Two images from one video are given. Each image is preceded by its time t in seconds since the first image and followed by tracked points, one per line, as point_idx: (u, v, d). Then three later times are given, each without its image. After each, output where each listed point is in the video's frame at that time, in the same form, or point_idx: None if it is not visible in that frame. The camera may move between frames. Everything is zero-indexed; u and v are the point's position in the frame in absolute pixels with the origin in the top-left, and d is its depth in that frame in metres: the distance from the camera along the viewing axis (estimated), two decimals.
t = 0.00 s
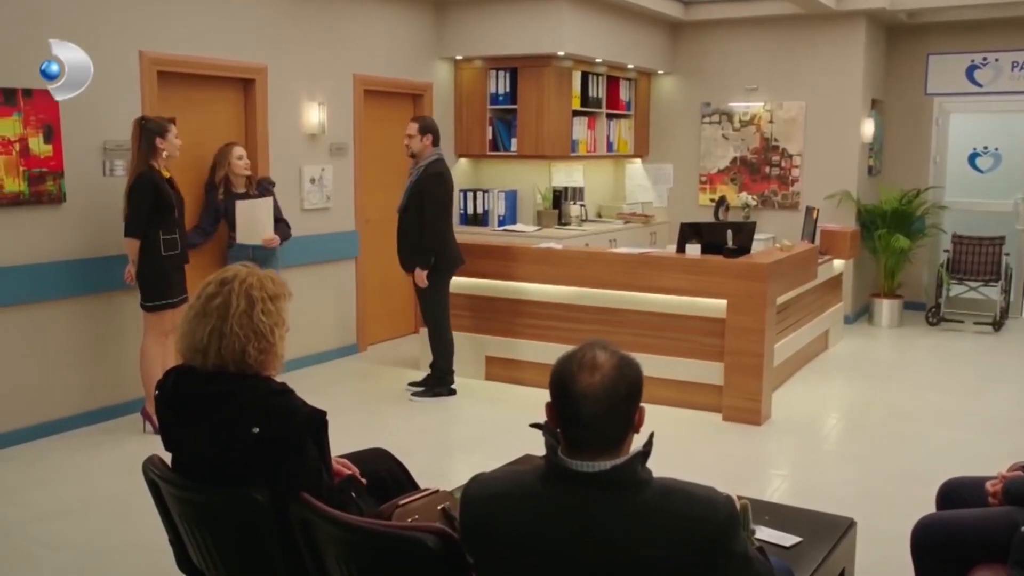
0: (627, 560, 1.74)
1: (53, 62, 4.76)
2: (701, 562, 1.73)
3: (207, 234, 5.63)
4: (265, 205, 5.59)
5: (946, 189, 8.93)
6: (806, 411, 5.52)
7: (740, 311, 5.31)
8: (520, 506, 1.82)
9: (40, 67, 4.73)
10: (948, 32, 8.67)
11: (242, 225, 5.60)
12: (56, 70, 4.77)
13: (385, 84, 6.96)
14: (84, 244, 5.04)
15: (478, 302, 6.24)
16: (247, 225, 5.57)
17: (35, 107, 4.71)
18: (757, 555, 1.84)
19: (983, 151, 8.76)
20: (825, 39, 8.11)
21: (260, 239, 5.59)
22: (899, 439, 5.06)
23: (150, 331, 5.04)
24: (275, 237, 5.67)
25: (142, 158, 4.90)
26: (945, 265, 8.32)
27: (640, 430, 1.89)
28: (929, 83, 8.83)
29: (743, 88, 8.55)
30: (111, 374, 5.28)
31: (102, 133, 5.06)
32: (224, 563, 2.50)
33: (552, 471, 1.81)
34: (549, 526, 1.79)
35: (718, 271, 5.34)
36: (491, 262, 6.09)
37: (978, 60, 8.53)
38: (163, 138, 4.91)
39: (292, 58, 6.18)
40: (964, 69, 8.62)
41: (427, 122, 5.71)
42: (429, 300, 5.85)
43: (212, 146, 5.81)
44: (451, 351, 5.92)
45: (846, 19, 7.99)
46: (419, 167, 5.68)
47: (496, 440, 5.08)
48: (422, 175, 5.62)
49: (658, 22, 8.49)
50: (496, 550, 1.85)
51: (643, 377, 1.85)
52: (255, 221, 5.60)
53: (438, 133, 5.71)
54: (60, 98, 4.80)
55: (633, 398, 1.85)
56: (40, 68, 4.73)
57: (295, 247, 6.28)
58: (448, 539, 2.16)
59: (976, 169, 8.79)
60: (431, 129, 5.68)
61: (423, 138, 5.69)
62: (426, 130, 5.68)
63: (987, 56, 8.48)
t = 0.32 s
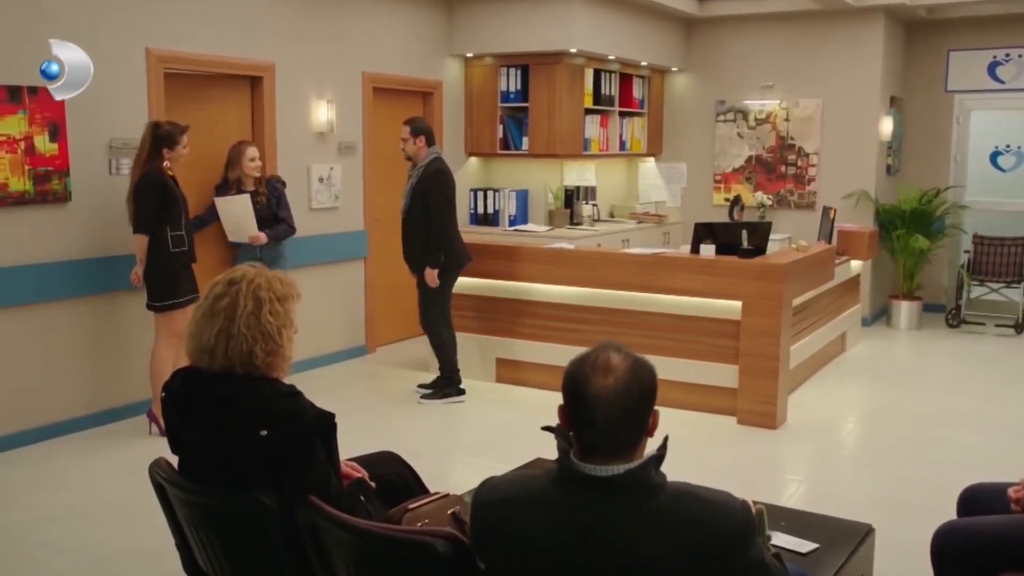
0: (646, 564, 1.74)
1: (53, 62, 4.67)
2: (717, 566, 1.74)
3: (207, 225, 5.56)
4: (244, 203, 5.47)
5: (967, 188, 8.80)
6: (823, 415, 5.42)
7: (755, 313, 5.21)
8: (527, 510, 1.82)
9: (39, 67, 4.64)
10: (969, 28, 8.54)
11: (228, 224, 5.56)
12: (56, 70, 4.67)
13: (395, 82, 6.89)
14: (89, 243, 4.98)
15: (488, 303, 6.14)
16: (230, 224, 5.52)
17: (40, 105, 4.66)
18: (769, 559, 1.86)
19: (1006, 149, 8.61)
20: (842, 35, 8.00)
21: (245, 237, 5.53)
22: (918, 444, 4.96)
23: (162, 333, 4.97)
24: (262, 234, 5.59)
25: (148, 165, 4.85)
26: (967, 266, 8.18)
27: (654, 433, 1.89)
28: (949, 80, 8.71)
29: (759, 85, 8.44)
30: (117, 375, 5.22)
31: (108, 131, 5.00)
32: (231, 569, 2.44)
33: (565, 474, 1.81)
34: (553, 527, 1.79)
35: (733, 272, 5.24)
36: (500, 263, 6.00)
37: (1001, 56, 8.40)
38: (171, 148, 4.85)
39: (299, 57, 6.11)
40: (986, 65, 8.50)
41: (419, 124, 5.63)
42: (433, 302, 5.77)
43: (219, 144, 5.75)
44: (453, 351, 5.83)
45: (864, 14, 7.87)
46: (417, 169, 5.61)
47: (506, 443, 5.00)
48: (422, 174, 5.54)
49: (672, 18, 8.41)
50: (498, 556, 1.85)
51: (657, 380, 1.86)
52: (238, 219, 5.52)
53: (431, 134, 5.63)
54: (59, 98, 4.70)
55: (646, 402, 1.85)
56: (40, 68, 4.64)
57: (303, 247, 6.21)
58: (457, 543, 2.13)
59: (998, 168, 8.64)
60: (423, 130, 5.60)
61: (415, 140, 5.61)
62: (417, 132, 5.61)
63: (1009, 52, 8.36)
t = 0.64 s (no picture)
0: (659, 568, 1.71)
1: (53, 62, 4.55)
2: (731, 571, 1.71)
3: (207, 220, 5.47)
4: (251, 201, 5.42)
5: (988, 188, 8.67)
6: (840, 419, 5.31)
7: (771, 314, 5.11)
8: (540, 514, 1.80)
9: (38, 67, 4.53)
10: (991, 23, 8.41)
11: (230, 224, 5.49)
12: (56, 70, 4.55)
13: (403, 78, 6.80)
14: (94, 243, 4.92)
15: (499, 305, 6.04)
16: (233, 223, 5.44)
17: (44, 102, 4.60)
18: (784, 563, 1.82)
19: None
20: (861, 30, 7.88)
21: (247, 236, 5.46)
22: (939, 449, 4.84)
23: (163, 335, 4.90)
24: (264, 233, 5.52)
25: (154, 155, 4.79)
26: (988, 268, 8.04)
27: (669, 436, 1.84)
28: (970, 76, 8.58)
29: (775, 82, 8.33)
30: (121, 377, 5.14)
31: (113, 129, 4.94)
32: None
33: (579, 479, 1.78)
34: (566, 534, 1.76)
35: (749, 273, 5.14)
36: (510, 263, 5.90)
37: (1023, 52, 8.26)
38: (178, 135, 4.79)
39: (306, 55, 6.03)
40: (1008, 61, 8.37)
41: (401, 127, 5.56)
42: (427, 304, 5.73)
43: (223, 141, 5.68)
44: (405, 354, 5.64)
45: (883, 9, 7.75)
46: (403, 172, 5.54)
47: (517, 446, 4.90)
48: (408, 175, 5.49)
49: (686, 14, 8.30)
50: (510, 562, 1.83)
51: (672, 383, 1.81)
52: (241, 218, 5.45)
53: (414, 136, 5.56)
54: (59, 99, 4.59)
55: (661, 405, 1.81)
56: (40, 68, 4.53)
57: (309, 247, 6.14)
58: (468, 549, 2.05)
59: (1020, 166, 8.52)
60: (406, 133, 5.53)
61: (399, 143, 5.54)
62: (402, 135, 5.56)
63: None
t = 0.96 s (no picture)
0: None
1: (53, 62, 4.49)
2: None
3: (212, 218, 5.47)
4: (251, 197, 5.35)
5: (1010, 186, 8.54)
6: (858, 422, 5.20)
7: (786, 315, 5.01)
8: (549, 518, 1.74)
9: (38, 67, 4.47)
10: (1014, 18, 8.29)
11: (231, 218, 5.42)
12: (56, 70, 4.49)
13: (411, 75, 6.73)
14: (99, 242, 4.85)
15: (510, 305, 5.95)
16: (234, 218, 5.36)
17: (47, 100, 4.54)
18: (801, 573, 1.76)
19: None
20: (880, 24, 7.76)
21: (247, 232, 5.39)
22: (958, 454, 4.74)
23: (170, 334, 4.83)
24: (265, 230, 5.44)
25: (164, 151, 4.70)
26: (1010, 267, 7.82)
27: (682, 440, 1.79)
28: (993, 72, 8.45)
29: (790, 78, 8.23)
30: (124, 379, 5.07)
31: (118, 126, 4.87)
32: None
33: (591, 482, 1.72)
34: (576, 536, 1.71)
35: (765, 273, 5.04)
36: (520, 262, 5.82)
37: None
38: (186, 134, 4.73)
39: (313, 52, 5.96)
40: None
41: (360, 129, 5.36)
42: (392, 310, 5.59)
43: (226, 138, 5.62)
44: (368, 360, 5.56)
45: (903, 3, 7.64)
46: (365, 176, 5.37)
47: (526, 449, 4.81)
48: (371, 181, 5.30)
49: (700, 10, 8.21)
50: (522, 569, 1.77)
51: (685, 385, 1.75)
52: (243, 214, 5.39)
53: (373, 138, 5.39)
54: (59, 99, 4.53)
55: (674, 408, 1.75)
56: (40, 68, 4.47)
57: (315, 246, 6.07)
58: (478, 555, 1.96)
59: None
60: (365, 136, 5.35)
61: (358, 147, 5.36)
62: (361, 138, 5.36)
63: None
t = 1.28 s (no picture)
0: None
1: (53, 62, 4.45)
2: None
3: (220, 215, 5.40)
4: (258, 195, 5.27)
5: None
6: (876, 426, 5.10)
7: (802, 317, 4.91)
8: (562, 523, 1.68)
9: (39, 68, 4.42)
10: None
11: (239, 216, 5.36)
12: (57, 70, 4.45)
13: (420, 72, 6.65)
14: (103, 241, 4.79)
15: (520, 306, 5.86)
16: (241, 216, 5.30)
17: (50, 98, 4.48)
18: None
19: None
20: (899, 20, 7.65)
21: (254, 231, 5.33)
22: (979, 459, 4.62)
23: (175, 335, 4.76)
24: (272, 228, 5.38)
25: (170, 150, 4.63)
26: None
27: (697, 445, 1.73)
28: (1015, 68, 8.32)
29: (807, 75, 8.13)
30: (130, 381, 5.00)
31: (123, 124, 4.81)
32: None
33: (604, 486, 1.66)
34: (597, 549, 1.65)
35: (781, 274, 4.94)
36: (533, 263, 5.72)
37: None
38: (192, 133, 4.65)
39: (321, 48, 5.89)
40: None
41: (314, 119, 5.23)
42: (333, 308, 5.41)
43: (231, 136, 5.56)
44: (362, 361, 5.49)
45: None
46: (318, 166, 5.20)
47: (536, 453, 4.72)
48: (322, 171, 5.14)
49: (714, 6, 8.12)
50: None
51: (701, 389, 1.69)
52: (251, 212, 5.32)
53: (326, 129, 5.24)
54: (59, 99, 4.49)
55: (689, 412, 1.68)
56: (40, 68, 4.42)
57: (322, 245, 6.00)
58: (489, 561, 1.89)
59: None
60: (318, 126, 5.20)
61: (310, 136, 5.21)
62: (316, 127, 5.22)
63: None
